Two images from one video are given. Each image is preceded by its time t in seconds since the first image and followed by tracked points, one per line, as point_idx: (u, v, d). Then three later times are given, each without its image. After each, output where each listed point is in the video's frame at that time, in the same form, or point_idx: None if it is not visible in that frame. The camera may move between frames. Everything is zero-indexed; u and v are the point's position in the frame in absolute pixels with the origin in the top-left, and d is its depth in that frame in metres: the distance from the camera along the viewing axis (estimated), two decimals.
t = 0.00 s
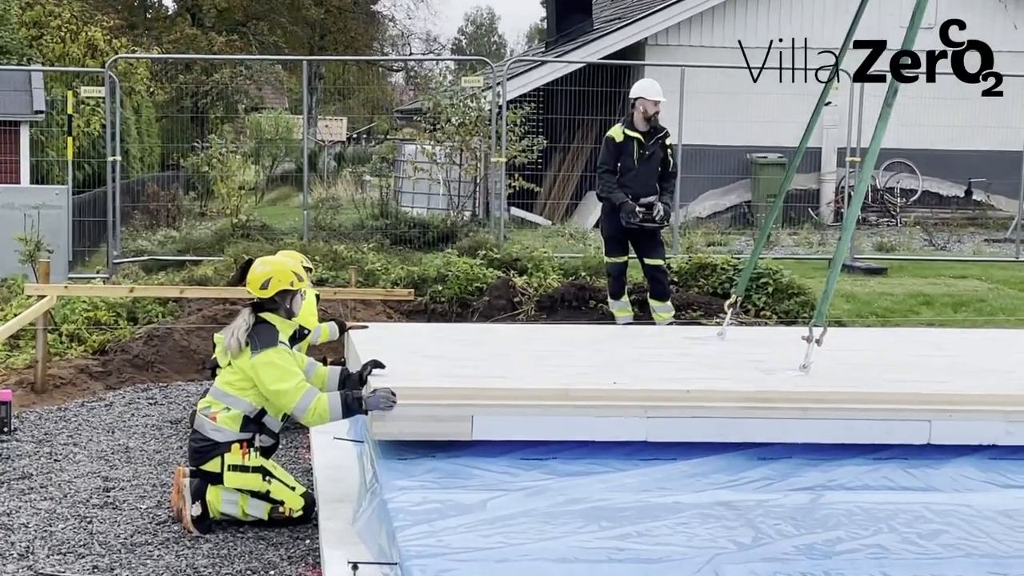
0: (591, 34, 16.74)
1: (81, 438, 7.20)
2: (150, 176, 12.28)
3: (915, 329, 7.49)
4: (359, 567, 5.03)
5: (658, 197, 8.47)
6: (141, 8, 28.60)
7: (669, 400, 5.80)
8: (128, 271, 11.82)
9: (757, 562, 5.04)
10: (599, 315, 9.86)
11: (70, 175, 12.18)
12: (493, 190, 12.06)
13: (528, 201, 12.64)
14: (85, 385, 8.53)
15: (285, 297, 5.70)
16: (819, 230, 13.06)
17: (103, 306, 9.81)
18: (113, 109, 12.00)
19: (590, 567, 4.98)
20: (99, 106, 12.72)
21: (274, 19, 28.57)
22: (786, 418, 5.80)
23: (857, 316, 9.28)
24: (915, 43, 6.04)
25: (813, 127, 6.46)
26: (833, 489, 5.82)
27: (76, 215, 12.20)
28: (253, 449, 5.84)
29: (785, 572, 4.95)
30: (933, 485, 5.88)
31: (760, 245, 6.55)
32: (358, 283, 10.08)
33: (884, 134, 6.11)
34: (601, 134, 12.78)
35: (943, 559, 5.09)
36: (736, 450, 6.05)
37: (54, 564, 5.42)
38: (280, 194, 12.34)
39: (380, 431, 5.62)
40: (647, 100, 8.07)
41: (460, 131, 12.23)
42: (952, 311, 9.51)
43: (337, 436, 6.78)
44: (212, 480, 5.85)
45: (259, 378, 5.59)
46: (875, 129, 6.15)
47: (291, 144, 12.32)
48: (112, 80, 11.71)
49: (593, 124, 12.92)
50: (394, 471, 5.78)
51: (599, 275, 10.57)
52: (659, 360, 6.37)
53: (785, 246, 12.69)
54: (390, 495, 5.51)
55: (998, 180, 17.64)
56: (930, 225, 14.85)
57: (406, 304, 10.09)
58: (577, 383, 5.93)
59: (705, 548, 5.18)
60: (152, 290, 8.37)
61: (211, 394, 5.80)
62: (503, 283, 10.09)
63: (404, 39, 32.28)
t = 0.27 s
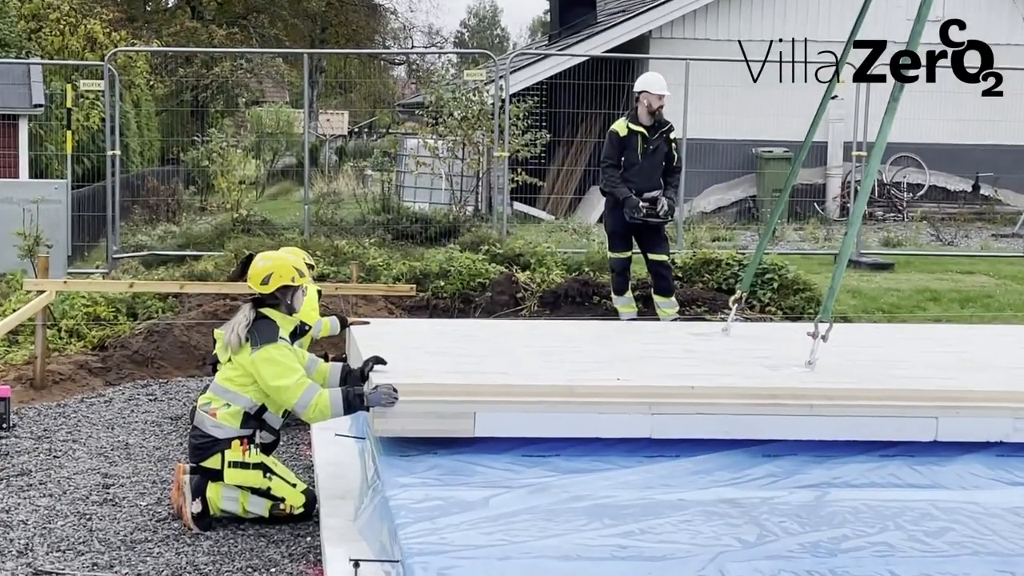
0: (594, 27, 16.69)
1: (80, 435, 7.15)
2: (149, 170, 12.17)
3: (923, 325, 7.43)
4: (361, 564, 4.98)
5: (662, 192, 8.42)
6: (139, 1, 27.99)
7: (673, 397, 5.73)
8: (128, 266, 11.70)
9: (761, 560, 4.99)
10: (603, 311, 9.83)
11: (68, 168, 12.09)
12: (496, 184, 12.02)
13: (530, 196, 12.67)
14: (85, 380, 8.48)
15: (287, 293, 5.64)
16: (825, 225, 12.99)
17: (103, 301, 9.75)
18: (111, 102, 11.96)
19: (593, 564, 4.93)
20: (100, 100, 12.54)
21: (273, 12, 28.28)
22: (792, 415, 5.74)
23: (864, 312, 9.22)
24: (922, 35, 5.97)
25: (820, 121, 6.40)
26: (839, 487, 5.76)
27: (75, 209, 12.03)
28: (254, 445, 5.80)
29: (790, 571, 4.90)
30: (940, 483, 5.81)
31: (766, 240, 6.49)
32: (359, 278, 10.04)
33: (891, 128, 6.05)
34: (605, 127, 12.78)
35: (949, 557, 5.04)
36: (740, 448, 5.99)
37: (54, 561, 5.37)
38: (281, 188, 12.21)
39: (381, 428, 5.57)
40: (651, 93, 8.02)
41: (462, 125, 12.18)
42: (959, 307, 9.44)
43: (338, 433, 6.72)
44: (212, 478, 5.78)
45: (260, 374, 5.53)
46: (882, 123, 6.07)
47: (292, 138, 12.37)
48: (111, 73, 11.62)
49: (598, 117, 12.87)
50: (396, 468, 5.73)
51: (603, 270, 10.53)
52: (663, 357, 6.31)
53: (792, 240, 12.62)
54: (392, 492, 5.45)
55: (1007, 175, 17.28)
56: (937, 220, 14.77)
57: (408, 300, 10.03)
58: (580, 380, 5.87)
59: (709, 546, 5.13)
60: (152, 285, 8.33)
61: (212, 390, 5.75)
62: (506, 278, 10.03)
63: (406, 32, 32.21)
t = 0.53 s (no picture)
0: (595, 15, 16.49)
1: (66, 433, 6.97)
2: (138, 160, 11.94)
3: (937, 320, 7.22)
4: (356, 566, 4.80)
5: (667, 183, 8.22)
6: None
7: (678, 394, 5.54)
8: (116, 259, 11.50)
9: (770, 563, 4.80)
10: (607, 306, 9.60)
11: (55, 160, 11.79)
12: (496, 176, 11.84)
13: (531, 188, 12.30)
14: (71, 378, 8.32)
15: (280, 287, 5.46)
16: (836, 217, 12.78)
17: (91, 296, 9.55)
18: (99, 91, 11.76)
19: (594, 567, 4.74)
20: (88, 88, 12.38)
21: None
22: (801, 413, 5.54)
23: (876, 307, 9.03)
24: (936, 19, 5.76)
25: (830, 110, 6.20)
26: (849, 487, 5.57)
27: (62, 200, 11.82)
28: (246, 444, 5.61)
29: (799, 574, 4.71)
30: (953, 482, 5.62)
31: (775, 233, 6.29)
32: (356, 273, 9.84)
33: (904, 117, 5.84)
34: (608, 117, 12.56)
35: (964, 560, 4.85)
36: (748, 447, 5.80)
37: (39, 563, 5.19)
38: (274, 179, 11.97)
39: (377, 427, 5.38)
40: (656, 81, 7.82)
41: (462, 113, 12.12)
42: (974, 302, 9.24)
43: (334, 431, 6.53)
44: (203, 477, 5.60)
45: (251, 371, 5.34)
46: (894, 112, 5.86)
47: (285, 127, 11.94)
48: (98, 60, 11.41)
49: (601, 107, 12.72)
50: (392, 468, 5.54)
51: (607, 264, 10.34)
52: (667, 353, 6.12)
53: (801, 234, 12.41)
54: (388, 492, 5.27)
55: None
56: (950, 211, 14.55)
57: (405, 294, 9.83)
58: (582, 376, 5.68)
59: (715, 548, 4.94)
60: (141, 279, 8.15)
61: (202, 387, 5.55)
62: (506, 272, 9.84)
63: (403, 18, 31.88)
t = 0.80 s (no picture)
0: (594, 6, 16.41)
1: (60, 428, 6.92)
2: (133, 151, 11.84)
3: (939, 314, 7.17)
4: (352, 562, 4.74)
5: (668, 175, 8.15)
6: None
7: (678, 388, 5.48)
8: (110, 252, 11.46)
9: (770, 558, 4.75)
10: (607, 299, 9.57)
11: (49, 151, 11.71)
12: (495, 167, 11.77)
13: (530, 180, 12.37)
14: (65, 372, 8.27)
15: (276, 280, 5.39)
16: (837, 210, 12.72)
17: (85, 289, 9.52)
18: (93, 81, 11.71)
19: (593, 563, 4.70)
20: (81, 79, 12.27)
21: None
22: (802, 407, 5.49)
23: (878, 301, 8.97)
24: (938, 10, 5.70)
25: (832, 102, 6.13)
26: (850, 482, 5.51)
27: (56, 192, 11.77)
28: (241, 439, 5.56)
29: (799, 569, 4.66)
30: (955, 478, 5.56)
31: (776, 226, 6.23)
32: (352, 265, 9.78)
33: (906, 108, 5.77)
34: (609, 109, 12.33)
35: (966, 555, 4.80)
36: (748, 442, 5.75)
37: (33, 559, 5.14)
38: (270, 170, 11.90)
39: (374, 422, 5.33)
40: (657, 72, 7.76)
41: (460, 105, 11.93)
42: (977, 296, 9.19)
43: (330, 426, 6.47)
44: (198, 472, 5.55)
45: (247, 365, 5.28)
46: (896, 103, 5.79)
47: (282, 119, 11.93)
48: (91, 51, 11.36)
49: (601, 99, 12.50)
50: (390, 463, 5.48)
51: (606, 258, 10.29)
52: (666, 347, 6.06)
53: (803, 226, 12.35)
54: (385, 487, 5.22)
55: None
56: (955, 204, 14.48)
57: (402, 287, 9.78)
58: (581, 370, 5.62)
59: (715, 543, 4.90)
60: (135, 272, 8.10)
61: (197, 382, 5.50)
62: (504, 265, 9.73)
63: (401, 8, 31.77)
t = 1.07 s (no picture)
0: None
1: (53, 422, 6.87)
2: (126, 143, 11.77)
3: (939, 307, 7.12)
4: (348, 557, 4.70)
5: (665, 167, 8.11)
6: None
7: (676, 381, 5.44)
8: (103, 244, 11.39)
9: (768, 552, 4.72)
10: (604, 292, 9.55)
11: (41, 143, 11.64)
12: (492, 160, 11.71)
13: (527, 172, 12.28)
14: (58, 366, 8.22)
15: (271, 273, 5.35)
16: (836, 203, 12.67)
17: (78, 282, 9.46)
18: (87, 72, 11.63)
19: (590, 557, 4.66)
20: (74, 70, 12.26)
21: None
22: (801, 400, 5.44)
23: (877, 293, 8.93)
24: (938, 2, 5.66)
25: (830, 93, 6.09)
26: (849, 476, 5.47)
27: (48, 184, 11.69)
28: (236, 434, 5.50)
29: (798, 563, 4.63)
30: (955, 471, 5.52)
31: (774, 218, 6.18)
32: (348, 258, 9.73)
33: (904, 103, 5.71)
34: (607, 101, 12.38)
35: (965, 549, 4.77)
36: (747, 435, 5.70)
37: (26, 554, 5.09)
38: (265, 162, 11.88)
39: (371, 415, 5.28)
40: (655, 63, 7.71)
41: (456, 96, 11.95)
42: (976, 288, 9.14)
43: (326, 420, 6.42)
44: (192, 467, 5.50)
45: (241, 358, 5.23)
46: (896, 95, 5.74)
47: (277, 110, 11.90)
48: (83, 42, 11.28)
49: (599, 91, 12.51)
50: (385, 457, 5.44)
51: (603, 250, 10.23)
52: (664, 340, 6.02)
53: (801, 219, 12.30)
54: (381, 481, 5.17)
55: None
56: (953, 195, 14.44)
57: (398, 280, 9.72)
58: (579, 364, 5.58)
59: (713, 537, 4.86)
60: (129, 265, 8.04)
61: (191, 375, 5.46)
62: (501, 258, 9.73)
63: None
